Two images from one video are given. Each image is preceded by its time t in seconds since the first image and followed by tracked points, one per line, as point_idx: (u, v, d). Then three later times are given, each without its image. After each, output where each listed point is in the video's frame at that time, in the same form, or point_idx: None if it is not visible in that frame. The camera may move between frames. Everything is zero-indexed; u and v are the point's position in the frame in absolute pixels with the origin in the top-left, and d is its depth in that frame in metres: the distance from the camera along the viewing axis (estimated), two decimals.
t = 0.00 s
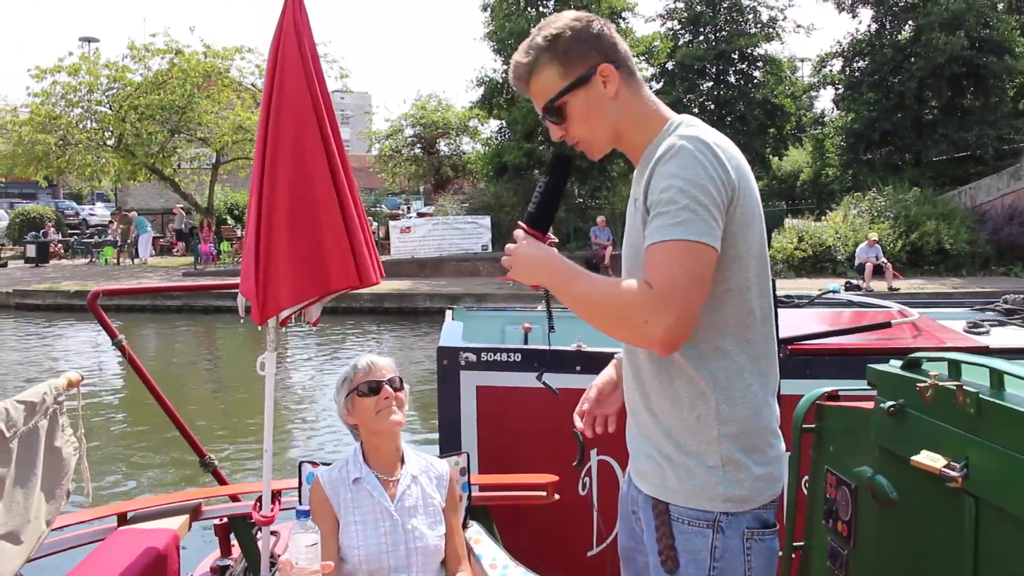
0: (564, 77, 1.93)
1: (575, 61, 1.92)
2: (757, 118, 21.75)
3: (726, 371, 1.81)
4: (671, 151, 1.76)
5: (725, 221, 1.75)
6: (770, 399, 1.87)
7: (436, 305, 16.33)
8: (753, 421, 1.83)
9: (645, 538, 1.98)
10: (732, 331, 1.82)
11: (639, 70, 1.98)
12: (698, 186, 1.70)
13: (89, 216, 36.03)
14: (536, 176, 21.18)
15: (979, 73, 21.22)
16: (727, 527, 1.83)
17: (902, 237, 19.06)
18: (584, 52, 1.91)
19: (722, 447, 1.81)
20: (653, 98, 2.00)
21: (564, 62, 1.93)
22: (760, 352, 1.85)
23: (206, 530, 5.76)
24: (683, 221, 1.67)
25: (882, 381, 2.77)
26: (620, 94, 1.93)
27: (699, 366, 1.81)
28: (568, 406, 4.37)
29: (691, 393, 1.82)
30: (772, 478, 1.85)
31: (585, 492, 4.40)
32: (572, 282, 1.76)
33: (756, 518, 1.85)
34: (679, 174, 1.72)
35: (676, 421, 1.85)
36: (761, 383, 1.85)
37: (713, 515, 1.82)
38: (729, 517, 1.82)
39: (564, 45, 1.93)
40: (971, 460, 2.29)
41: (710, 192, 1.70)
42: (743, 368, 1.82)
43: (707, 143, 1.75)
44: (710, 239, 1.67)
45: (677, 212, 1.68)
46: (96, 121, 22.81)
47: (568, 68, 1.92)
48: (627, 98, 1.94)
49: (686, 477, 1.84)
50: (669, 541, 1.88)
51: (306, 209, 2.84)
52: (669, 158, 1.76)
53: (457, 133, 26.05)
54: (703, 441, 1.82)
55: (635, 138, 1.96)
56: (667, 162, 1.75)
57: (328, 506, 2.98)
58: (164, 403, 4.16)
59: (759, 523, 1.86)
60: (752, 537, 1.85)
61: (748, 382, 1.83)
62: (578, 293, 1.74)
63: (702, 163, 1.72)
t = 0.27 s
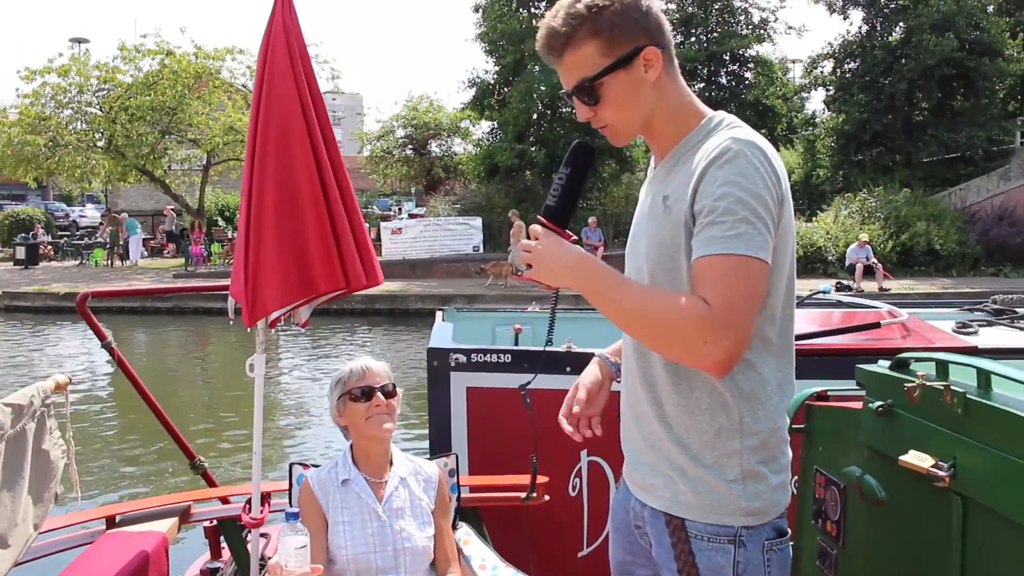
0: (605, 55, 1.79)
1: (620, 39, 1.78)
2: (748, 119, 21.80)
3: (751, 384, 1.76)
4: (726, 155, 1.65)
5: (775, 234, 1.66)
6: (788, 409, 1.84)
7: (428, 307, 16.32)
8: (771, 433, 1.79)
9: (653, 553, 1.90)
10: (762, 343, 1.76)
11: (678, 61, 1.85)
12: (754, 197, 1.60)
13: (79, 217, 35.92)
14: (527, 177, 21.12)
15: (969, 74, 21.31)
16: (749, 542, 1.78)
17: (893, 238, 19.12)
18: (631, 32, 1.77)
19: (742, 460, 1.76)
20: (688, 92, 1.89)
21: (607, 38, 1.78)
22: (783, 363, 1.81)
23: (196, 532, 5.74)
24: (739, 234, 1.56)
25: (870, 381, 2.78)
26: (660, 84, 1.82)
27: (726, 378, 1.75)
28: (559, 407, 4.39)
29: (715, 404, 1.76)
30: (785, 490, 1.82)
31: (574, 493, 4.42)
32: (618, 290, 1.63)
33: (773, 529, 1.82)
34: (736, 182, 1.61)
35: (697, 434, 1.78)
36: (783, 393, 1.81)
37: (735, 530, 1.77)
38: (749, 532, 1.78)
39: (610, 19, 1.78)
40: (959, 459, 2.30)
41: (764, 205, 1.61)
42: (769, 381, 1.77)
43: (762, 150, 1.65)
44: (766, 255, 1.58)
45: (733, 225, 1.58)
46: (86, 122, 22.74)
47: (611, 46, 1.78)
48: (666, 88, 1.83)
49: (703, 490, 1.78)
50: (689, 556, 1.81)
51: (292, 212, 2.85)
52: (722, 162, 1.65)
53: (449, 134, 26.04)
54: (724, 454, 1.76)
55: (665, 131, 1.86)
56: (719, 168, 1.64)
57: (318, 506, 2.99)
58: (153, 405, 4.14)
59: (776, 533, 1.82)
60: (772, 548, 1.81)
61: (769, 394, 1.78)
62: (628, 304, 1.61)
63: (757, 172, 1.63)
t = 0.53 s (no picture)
0: (637, 41, 1.74)
1: (653, 24, 1.73)
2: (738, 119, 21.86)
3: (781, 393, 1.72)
4: (771, 157, 1.59)
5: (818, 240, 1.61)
6: (811, 415, 1.81)
7: (418, 307, 16.31)
8: (798, 442, 1.76)
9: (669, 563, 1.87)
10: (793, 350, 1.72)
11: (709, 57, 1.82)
12: (799, 203, 1.55)
13: (68, 217, 35.77)
14: (517, 177, 21.11)
15: (958, 75, 21.40)
16: (772, 555, 1.75)
17: (882, 237, 19.21)
18: (668, 18, 1.73)
19: (772, 472, 1.72)
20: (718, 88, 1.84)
21: (641, 23, 1.74)
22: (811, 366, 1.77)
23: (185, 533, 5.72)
24: (787, 244, 1.51)
25: (858, 380, 2.80)
26: (688, 75, 1.78)
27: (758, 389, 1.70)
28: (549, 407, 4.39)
29: (743, 412, 1.71)
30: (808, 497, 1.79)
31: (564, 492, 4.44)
32: (661, 309, 1.58)
33: (795, 540, 1.79)
34: (783, 188, 1.55)
35: (723, 443, 1.73)
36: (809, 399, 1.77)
37: (760, 543, 1.74)
38: (774, 544, 1.75)
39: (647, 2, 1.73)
40: (946, 457, 2.31)
41: (809, 212, 1.56)
42: (798, 388, 1.73)
43: (805, 152, 1.60)
44: (811, 265, 1.53)
45: (780, 233, 1.52)
46: (75, 122, 22.63)
47: (644, 32, 1.74)
48: (696, 80, 1.79)
49: (729, 502, 1.74)
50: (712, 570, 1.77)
51: (280, 214, 2.86)
52: (765, 166, 1.58)
53: (439, 134, 26.02)
54: (753, 466, 1.72)
55: (692, 123, 1.81)
56: (763, 171, 1.58)
57: (305, 506, 3.00)
58: (142, 405, 4.12)
59: (798, 543, 1.80)
60: (793, 560, 1.79)
61: (797, 403, 1.74)
62: (674, 320, 1.56)
63: (805, 178, 1.57)
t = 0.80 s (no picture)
0: (639, 28, 1.74)
1: (656, 12, 1.73)
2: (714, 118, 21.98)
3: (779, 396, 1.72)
4: (777, 154, 1.59)
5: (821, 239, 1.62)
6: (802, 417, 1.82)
7: (395, 305, 16.26)
8: (792, 446, 1.77)
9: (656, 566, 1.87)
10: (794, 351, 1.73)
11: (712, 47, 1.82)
12: (806, 203, 1.55)
13: (41, 216, 35.35)
14: (494, 176, 21.11)
15: (931, 74, 21.60)
16: (762, 558, 1.77)
17: (856, 235, 19.40)
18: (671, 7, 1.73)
19: (765, 477, 1.74)
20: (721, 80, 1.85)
21: (643, 11, 1.74)
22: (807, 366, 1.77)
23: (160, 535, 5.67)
24: (793, 246, 1.52)
25: (833, 377, 2.83)
26: (690, 65, 1.78)
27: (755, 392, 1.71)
28: (525, 406, 4.40)
29: (738, 415, 1.72)
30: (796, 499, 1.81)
31: (541, 490, 4.45)
32: (665, 313, 1.58)
33: (785, 541, 1.82)
34: (790, 185, 1.55)
35: (718, 445, 1.74)
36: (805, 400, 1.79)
37: (751, 547, 1.75)
38: (764, 548, 1.77)
39: None
40: (919, 452, 2.34)
41: (815, 212, 1.56)
42: (794, 389, 1.74)
43: (811, 149, 1.60)
44: (817, 266, 1.54)
45: (787, 233, 1.53)
46: (47, 120, 22.38)
47: (646, 20, 1.74)
48: (697, 71, 1.79)
49: (720, 506, 1.75)
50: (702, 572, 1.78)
51: (253, 213, 2.85)
52: (772, 162, 1.58)
53: (416, 132, 25.95)
54: (746, 471, 1.73)
55: (693, 116, 1.81)
56: (769, 167, 1.58)
57: (280, 507, 2.99)
58: (116, 405, 4.07)
59: (788, 546, 1.82)
60: (783, 562, 1.81)
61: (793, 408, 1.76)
62: (676, 322, 1.57)
63: (813, 175, 1.58)
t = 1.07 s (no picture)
0: (605, 40, 1.71)
1: (622, 23, 1.70)
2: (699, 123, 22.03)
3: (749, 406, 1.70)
4: (745, 164, 1.57)
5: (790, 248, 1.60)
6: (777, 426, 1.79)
7: (380, 309, 16.19)
8: (762, 455, 1.75)
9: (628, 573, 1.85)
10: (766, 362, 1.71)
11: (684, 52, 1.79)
12: (773, 212, 1.54)
13: (22, 217, 35.06)
14: (479, 180, 21.08)
15: (914, 81, 21.78)
16: (734, 564, 1.74)
17: (841, 242, 19.48)
18: (637, 17, 1.70)
19: (732, 484, 1.71)
20: (692, 87, 1.83)
21: (608, 22, 1.71)
22: (780, 376, 1.75)
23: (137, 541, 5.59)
24: (760, 254, 1.50)
25: (817, 385, 2.81)
26: (659, 73, 1.75)
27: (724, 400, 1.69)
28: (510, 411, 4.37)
29: (709, 424, 1.70)
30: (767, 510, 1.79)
31: (524, 496, 4.43)
32: (631, 320, 1.56)
33: (760, 547, 1.79)
34: (757, 194, 1.54)
35: (687, 452, 1.72)
36: (779, 411, 1.76)
37: (720, 553, 1.73)
38: (735, 554, 1.74)
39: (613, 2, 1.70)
40: (903, 460, 2.33)
41: (783, 221, 1.55)
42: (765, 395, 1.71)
43: (778, 158, 1.59)
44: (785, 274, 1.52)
45: (754, 241, 1.51)
46: (28, 119, 22.16)
47: (611, 31, 1.71)
48: (667, 80, 1.76)
49: (688, 514, 1.73)
50: None
51: (237, 215, 2.85)
52: (740, 172, 1.57)
53: (401, 136, 25.90)
54: (714, 478, 1.71)
55: (666, 124, 1.80)
56: (738, 177, 1.56)
57: (260, 512, 2.96)
58: (95, 408, 4.00)
59: (763, 552, 1.80)
60: (758, 568, 1.78)
61: (764, 417, 1.74)
62: (643, 328, 1.55)
63: (779, 185, 1.56)
